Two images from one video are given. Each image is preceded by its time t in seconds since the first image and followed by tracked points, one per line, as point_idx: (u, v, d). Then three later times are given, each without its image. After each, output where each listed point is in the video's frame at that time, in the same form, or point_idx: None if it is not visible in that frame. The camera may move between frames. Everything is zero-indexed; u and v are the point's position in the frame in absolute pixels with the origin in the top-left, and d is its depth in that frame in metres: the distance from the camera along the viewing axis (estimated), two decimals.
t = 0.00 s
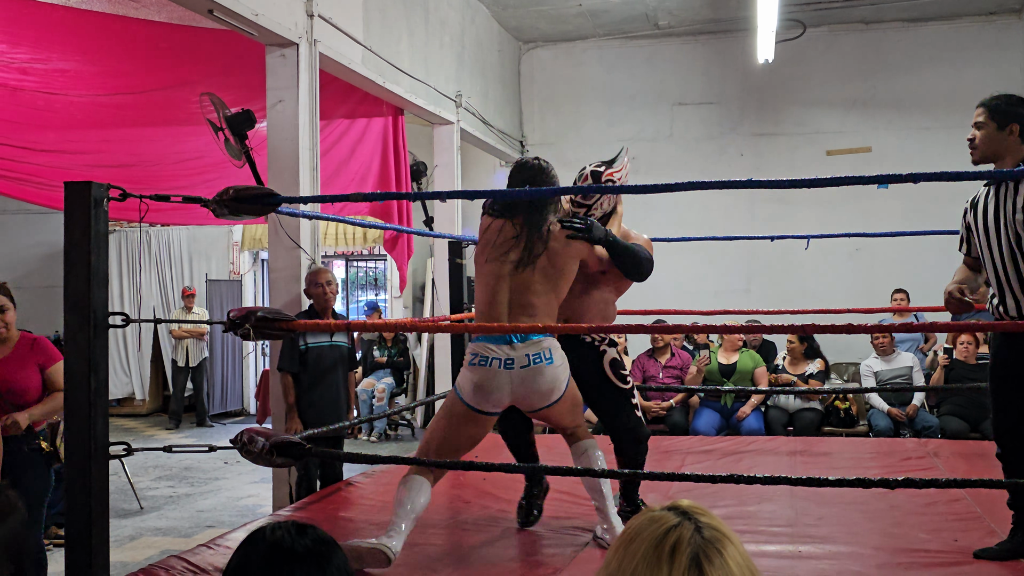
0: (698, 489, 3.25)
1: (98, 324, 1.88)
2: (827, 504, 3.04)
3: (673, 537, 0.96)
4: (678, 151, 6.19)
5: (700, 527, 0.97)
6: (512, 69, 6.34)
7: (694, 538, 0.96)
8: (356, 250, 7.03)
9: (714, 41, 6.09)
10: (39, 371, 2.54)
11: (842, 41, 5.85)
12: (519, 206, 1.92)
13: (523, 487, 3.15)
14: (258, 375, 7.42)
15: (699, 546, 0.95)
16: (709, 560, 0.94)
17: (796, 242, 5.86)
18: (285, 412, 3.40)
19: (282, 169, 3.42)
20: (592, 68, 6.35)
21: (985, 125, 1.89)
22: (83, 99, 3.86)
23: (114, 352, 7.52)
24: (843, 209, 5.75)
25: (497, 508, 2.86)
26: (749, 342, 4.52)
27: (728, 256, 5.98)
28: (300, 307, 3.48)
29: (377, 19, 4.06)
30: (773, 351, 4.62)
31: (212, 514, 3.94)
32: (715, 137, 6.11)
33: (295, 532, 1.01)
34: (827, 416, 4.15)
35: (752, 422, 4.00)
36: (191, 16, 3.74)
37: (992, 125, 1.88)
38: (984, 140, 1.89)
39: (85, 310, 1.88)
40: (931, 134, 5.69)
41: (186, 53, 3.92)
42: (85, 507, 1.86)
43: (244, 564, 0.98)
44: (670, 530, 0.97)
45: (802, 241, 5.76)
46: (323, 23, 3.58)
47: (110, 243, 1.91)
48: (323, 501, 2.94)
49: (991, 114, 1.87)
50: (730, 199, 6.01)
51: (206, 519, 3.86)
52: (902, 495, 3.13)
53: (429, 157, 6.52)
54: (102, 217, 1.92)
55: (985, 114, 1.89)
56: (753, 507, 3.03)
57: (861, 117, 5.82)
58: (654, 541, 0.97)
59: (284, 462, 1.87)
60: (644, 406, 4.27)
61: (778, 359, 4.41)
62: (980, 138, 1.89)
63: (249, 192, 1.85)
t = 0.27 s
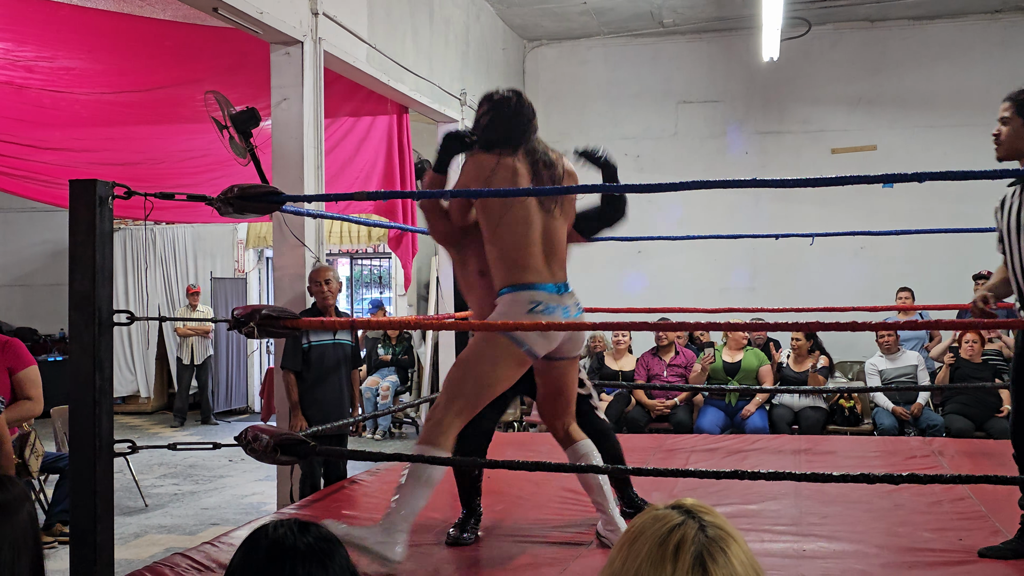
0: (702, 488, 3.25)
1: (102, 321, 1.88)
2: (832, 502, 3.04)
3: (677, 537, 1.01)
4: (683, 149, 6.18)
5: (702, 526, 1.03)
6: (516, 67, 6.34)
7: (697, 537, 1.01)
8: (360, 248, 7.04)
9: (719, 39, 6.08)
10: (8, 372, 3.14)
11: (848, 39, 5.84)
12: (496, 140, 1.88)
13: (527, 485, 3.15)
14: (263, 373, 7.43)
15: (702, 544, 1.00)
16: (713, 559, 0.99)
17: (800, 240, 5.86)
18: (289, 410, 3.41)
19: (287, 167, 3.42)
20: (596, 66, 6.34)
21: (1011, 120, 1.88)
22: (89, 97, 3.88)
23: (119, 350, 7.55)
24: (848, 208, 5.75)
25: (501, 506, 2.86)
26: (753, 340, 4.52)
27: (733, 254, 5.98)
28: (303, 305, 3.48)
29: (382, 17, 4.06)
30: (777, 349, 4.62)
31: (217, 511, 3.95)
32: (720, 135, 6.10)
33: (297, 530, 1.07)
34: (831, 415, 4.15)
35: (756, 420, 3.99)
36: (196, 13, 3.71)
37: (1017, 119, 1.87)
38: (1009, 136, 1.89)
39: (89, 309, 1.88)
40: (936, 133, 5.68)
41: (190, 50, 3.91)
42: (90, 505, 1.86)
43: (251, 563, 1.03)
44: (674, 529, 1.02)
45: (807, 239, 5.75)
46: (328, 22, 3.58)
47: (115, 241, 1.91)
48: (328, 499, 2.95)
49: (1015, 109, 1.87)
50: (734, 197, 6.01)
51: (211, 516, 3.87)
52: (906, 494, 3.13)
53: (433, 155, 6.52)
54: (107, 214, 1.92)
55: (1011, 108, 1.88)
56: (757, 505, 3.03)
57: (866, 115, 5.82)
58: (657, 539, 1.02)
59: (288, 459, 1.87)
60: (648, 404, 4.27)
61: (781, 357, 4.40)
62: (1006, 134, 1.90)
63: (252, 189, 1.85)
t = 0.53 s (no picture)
0: (708, 487, 3.25)
1: (109, 322, 1.88)
2: (838, 502, 3.04)
3: (682, 536, 1.00)
4: (689, 149, 6.18)
5: (710, 526, 1.01)
6: (523, 67, 6.35)
7: (702, 537, 0.99)
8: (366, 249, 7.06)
9: (725, 39, 6.08)
10: None
11: (854, 38, 5.84)
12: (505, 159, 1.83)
13: (533, 485, 3.15)
14: (270, 373, 7.44)
15: (709, 545, 0.98)
16: (718, 559, 0.97)
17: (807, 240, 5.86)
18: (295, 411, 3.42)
19: (293, 167, 3.42)
20: (602, 65, 6.34)
21: None
22: (96, 97, 3.89)
23: (126, 350, 7.57)
24: (854, 207, 5.74)
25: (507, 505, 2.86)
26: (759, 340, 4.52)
27: (739, 254, 5.97)
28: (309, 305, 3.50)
29: (388, 17, 4.07)
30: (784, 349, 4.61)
31: (223, 511, 3.95)
32: (725, 134, 6.10)
33: (303, 530, 1.01)
34: (838, 414, 4.15)
35: (763, 420, 3.99)
36: (203, 15, 3.56)
37: None
38: None
39: (96, 309, 1.88)
40: (943, 132, 5.67)
41: (197, 54, 3.86)
42: (97, 505, 1.87)
43: (250, 562, 0.99)
44: (679, 529, 1.01)
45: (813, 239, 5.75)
46: (334, 22, 3.58)
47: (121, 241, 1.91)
48: (334, 498, 2.95)
49: None
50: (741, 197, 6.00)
51: (217, 516, 3.88)
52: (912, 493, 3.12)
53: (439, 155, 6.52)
54: (113, 213, 1.92)
55: None
56: (763, 504, 3.03)
57: (872, 114, 5.81)
58: (664, 540, 1.00)
59: (295, 459, 1.88)
60: (654, 403, 4.28)
61: (786, 357, 4.40)
62: None
63: (259, 194, 1.84)
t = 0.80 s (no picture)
0: (714, 487, 3.25)
1: (102, 321, 1.90)
2: (845, 502, 3.03)
3: (691, 537, 1.00)
4: (696, 149, 6.18)
5: (717, 526, 1.01)
6: (530, 67, 6.36)
7: (711, 537, 0.99)
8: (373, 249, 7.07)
9: (732, 38, 6.08)
10: None
11: (861, 37, 5.83)
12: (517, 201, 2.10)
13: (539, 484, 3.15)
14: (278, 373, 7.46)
15: (716, 546, 0.98)
16: (726, 559, 0.97)
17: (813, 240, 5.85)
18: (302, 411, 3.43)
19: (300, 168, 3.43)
20: (609, 65, 6.35)
21: None
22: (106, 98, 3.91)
23: (134, 350, 7.59)
24: (862, 207, 5.74)
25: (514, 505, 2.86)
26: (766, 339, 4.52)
27: (746, 253, 5.97)
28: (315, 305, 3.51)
29: (395, 18, 4.07)
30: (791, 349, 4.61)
31: (231, 510, 3.97)
32: (732, 134, 6.10)
33: (310, 529, 1.00)
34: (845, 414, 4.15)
35: (770, 420, 3.99)
36: (209, 15, 3.93)
37: None
38: None
39: (89, 309, 1.89)
40: (951, 131, 5.66)
41: (201, 54, 4.07)
42: (95, 505, 1.89)
43: (258, 564, 0.97)
44: (687, 528, 1.01)
45: (821, 239, 5.74)
46: (341, 23, 3.59)
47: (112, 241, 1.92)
48: (340, 497, 2.96)
49: None
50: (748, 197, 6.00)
51: (225, 515, 3.89)
52: (919, 493, 3.11)
53: (447, 155, 6.54)
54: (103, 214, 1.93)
55: None
56: (770, 504, 3.02)
57: (879, 114, 5.80)
58: (673, 539, 1.01)
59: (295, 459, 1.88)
60: (661, 403, 4.29)
61: (793, 356, 4.40)
62: None
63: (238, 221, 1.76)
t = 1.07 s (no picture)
0: (723, 487, 3.25)
1: (128, 322, 1.92)
2: (854, 501, 3.03)
3: (698, 536, 0.98)
4: (703, 148, 6.18)
5: (725, 525, 0.98)
6: (537, 66, 6.36)
7: (718, 536, 0.97)
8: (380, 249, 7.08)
9: (739, 37, 6.08)
10: None
11: (869, 36, 5.82)
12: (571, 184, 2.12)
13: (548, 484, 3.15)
14: (286, 373, 7.48)
15: (724, 545, 0.96)
16: (734, 559, 0.95)
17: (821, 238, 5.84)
18: (312, 411, 3.45)
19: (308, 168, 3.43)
20: (616, 64, 6.34)
21: None
22: (115, 98, 3.92)
23: (143, 349, 7.62)
24: (870, 206, 5.72)
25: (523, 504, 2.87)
26: (774, 339, 4.52)
27: (753, 252, 5.97)
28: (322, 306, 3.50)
29: (403, 18, 4.08)
30: (800, 348, 4.61)
31: (241, 509, 3.98)
32: (739, 133, 6.10)
33: (317, 529, 0.99)
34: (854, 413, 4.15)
35: (779, 419, 3.99)
36: (218, 15, 3.70)
37: None
38: None
39: (115, 310, 1.92)
40: (959, 129, 5.64)
41: (211, 54, 3.94)
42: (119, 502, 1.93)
43: (267, 563, 0.96)
44: (695, 527, 0.99)
45: (829, 238, 5.74)
46: (349, 22, 3.60)
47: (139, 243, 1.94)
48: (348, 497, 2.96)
49: None
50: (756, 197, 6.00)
51: (235, 514, 3.90)
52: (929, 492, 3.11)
53: (454, 155, 6.55)
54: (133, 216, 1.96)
55: None
56: (778, 503, 3.02)
57: (886, 113, 5.79)
58: (680, 539, 0.98)
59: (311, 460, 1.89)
60: (670, 403, 4.29)
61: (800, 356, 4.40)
62: None
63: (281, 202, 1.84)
